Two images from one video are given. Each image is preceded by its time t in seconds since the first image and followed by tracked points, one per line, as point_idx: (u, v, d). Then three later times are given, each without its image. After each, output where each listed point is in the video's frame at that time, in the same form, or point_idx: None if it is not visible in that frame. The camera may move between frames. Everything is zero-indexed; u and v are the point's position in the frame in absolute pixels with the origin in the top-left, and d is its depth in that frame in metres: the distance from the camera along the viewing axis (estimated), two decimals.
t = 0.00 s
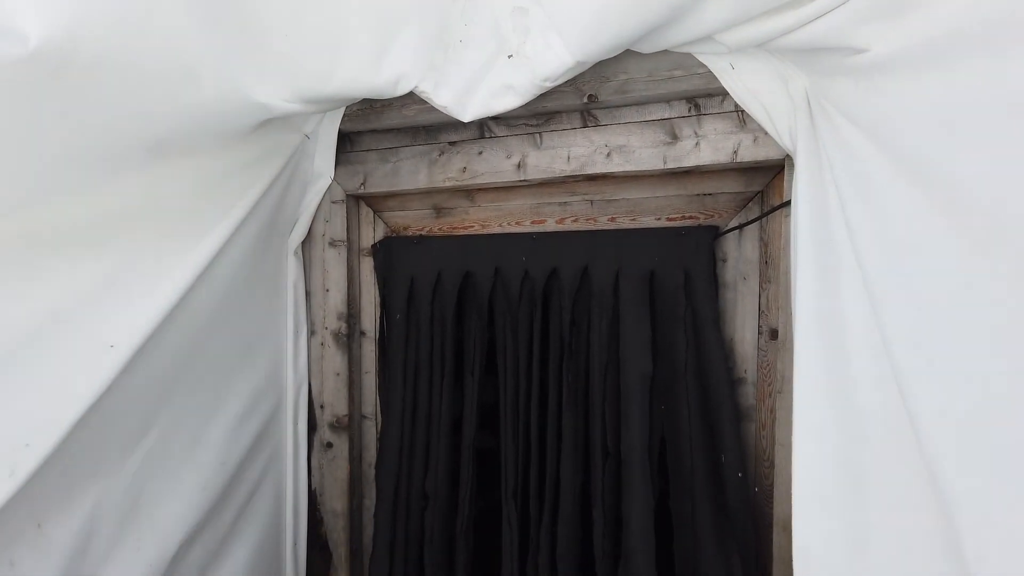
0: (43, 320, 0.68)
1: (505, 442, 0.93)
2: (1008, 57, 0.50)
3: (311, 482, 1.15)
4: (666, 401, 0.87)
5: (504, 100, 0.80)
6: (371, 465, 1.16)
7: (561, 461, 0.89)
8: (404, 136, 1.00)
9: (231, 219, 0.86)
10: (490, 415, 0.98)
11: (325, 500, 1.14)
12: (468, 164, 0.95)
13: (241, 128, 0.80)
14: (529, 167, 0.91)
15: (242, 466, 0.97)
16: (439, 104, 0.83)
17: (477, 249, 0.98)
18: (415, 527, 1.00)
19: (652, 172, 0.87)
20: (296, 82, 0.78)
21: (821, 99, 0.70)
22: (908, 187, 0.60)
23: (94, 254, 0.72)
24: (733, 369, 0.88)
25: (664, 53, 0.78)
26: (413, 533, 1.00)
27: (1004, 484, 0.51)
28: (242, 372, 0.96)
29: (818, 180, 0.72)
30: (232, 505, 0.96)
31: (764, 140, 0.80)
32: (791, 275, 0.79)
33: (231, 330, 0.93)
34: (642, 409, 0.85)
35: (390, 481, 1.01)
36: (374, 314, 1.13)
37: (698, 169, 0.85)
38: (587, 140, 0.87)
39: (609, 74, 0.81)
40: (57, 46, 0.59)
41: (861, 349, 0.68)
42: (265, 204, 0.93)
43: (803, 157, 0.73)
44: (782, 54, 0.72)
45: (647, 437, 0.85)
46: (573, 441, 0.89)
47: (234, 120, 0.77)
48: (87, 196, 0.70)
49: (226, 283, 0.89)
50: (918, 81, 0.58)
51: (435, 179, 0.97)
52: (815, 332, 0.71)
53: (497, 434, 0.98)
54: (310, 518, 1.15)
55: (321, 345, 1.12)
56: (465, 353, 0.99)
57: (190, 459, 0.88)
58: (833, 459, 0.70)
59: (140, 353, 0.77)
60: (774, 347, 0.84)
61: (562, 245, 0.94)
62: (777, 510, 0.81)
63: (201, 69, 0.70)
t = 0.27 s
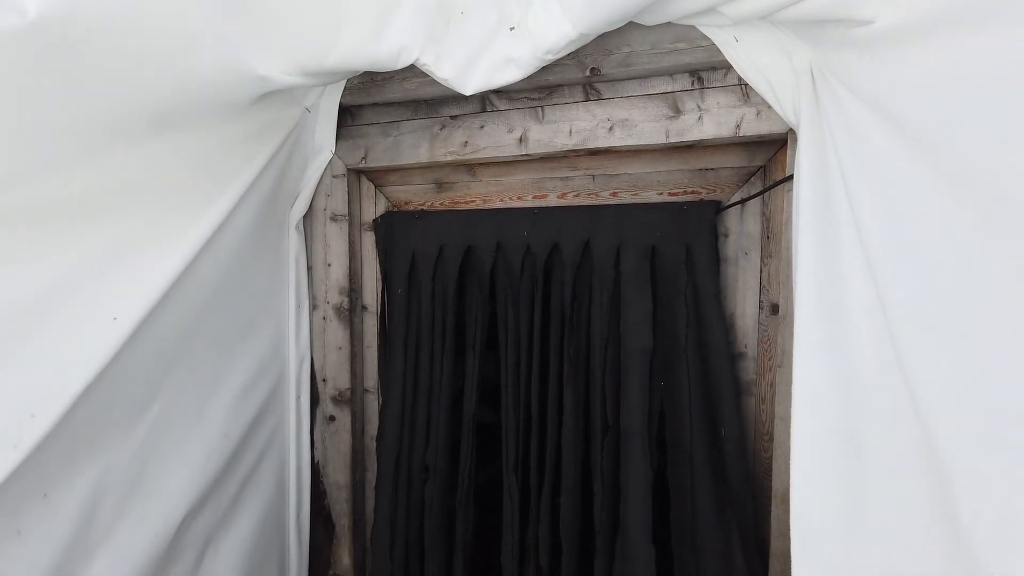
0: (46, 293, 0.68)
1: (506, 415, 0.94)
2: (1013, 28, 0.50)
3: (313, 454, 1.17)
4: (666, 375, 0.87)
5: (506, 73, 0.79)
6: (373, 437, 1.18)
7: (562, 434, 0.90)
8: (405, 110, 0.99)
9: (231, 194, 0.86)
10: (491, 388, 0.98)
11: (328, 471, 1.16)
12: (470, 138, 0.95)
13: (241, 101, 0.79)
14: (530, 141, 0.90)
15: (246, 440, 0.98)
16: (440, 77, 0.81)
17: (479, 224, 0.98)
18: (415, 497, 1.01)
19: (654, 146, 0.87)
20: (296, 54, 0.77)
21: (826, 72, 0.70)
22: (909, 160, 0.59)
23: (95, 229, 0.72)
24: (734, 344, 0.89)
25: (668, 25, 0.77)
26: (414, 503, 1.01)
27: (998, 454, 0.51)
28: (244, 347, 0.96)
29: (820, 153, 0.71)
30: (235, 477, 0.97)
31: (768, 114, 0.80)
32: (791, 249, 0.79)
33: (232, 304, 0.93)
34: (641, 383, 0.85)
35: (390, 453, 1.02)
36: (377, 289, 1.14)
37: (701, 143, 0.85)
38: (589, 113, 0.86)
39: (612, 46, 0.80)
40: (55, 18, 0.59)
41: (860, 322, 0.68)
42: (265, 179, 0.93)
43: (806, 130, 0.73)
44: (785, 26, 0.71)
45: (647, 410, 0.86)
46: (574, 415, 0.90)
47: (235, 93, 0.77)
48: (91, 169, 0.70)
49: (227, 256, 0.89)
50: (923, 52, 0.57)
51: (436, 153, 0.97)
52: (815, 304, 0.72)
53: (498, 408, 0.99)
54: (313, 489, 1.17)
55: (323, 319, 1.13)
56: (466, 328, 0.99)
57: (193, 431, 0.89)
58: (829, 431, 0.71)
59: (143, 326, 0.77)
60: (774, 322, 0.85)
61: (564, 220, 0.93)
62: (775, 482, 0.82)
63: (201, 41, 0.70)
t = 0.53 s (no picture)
0: (48, 266, 0.68)
1: (509, 391, 0.94)
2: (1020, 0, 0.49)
3: (318, 429, 1.18)
4: (669, 351, 0.87)
5: (510, 48, 0.78)
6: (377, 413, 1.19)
7: (565, 410, 0.91)
8: (408, 84, 0.99)
9: (233, 170, 0.86)
10: (494, 364, 0.99)
11: (333, 445, 1.18)
12: (473, 114, 0.94)
13: (241, 76, 0.79)
14: (534, 116, 0.90)
15: (250, 415, 0.98)
16: (444, 51, 0.80)
17: (483, 200, 0.98)
18: (417, 471, 1.02)
19: (659, 121, 0.87)
20: (297, 29, 0.76)
21: (831, 46, 0.69)
22: (914, 131, 0.59)
23: (98, 203, 0.72)
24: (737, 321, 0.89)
25: None
26: (415, 477, 1.03)
27: (997, 424, 0.51)
28: (246, 323, 0.96)
29: (827, 127, 0.71)
30: (239, 452, 0.98)
31: (774, 90, 0.80)
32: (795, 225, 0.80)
33: (235, 280, 0.93)
34: (643, 359, 0.86)
35: (392, 428, 1.02)
36: (380, 265, 1.14)
37: (706, 118, 0.84)
38: (593, 88, 0.86)
39: (617, 20, 0.80)
40: None
41: (864, 295, 0.68)
42: (267, 155, 0.93)
43: (813, 105, 0.72)
44: None
45: (649, 387, 0.86)
46: (577, 391, 0.90)
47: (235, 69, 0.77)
48: (93, 144, 0.70)
49: (230, 232, 0.89)
50: (927, 24, 0.56)
51: (439, 128, 0.97)
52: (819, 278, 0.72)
53: (500, 384, 0.99)
54: (318, 463, 1.18)
55: (327, 295, 1.13)
56: (469, 304, 0.99)
57: (198, 406, 0.89)
58: (832, 404, 0.70)
59: (147, 300, 0.78)
60: (778, 299, 0.85)
61: (568, 196, 0.93)
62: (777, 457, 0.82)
63: (202, 14, 0.69)
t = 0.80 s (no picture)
0: (52, 244, 0.67)
1: (511, 370, 0.94)
2: None
3: (321, 407, 1.19)
4: (671, 330, 0.88)
5: (515, 25, 0.77)
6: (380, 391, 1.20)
7: (567, 388, 0.91)
8: (411, 62, 0.98)
9: (236, 149, 0.85)
10: (496, 343, 0.99)
11: (336, 423, 1.19)
12: (477, 92, 0.94)
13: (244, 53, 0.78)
14: (538, 94, 0.89)
15: (253, 393, 0.99)
16: (447, 28, 0.79)
17: (486, 179, 0.97)
18: (417, 449, 1.03)
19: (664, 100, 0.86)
20: (299, 5, 0.76)
21: (839, 22, 0.68)
22: (922, 107, 0.59)
23: (99, 180, 0.71)
24: (739, 300, 0.90)
25: None
26: (415, 455, 1.03)
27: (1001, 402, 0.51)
28: (249, 302, 0.96)
29: (832, 105, 0.70)
30: (243, 430, 0.98)
31: (781, 67, 0.79)
32: (800, 203, 0.79)
33: (238, 259, 0.93)
34: (645, 337, 0.86)
35: (394, 406, 1.03)
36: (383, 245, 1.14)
37: (712, 97, 0.84)
38: (598, 66, 0.85)
39: None
40: None
41: (868, 273, 0.68)
42: (268, 133, 0.92)
43: (820, 83, 0.71)
44: None
45: (651, 366, 0.86)
46: (579, 370, 0.91)
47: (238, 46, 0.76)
48: (94, 122, 0.69)
49: (232, 212, 0.89)
50: None
51: (443, 107, 0.96)
52: (822, 255, 0.72)
53: (502, 363, 1.00)
54: (321, 441, 1.20)
55: (330, 274, 1.13)
56: (471, 282, 0.99)
57: (202, 383, 0.90)
58: (835, 382, 0.70)
59: (151, 277, 0.78)
60: (781, 279, 0.85)
61: (572, 175, 0.92)
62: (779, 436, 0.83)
63: None
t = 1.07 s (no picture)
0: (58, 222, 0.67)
1: (517, 350, 0.94)
2: None
3: (327, 387, 1.20)
4: (676, 310, 0.88)
5: (521, 2, 0.76)
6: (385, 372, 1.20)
7: (572, 368, 0.91)
8: (416, 41, 0.97)
9: (240, 129, 0.85)
10: (502, 323, 0.99)
11: (342, 403, 1.19)
12: (482, 71, 0.93)
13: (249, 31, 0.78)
14: (544, 73, 0.89)
15: (259, 373, 0.99)
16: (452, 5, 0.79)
17: (491, 159, 0.97)
18: (421, 429, 1.03)
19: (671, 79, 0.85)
20: None
21: None
22: (933, 83, 0.58)
23: (104, 159, 0.71)
24: (746, 281, 0.89)
25: None
26: (418, 435, 1.03)
27: (1010, 380, 0.51)
28: (254, 282, 0.97)
29: (841, 82, 0.69)
30: (248, 411, 0.99)
31: (790, 46, 0.78)
32: (807, 183, 0.79)
33: (243, 238, 0.93)
34: (650, 318, 0.86)
35: (398, 386, 1.03)
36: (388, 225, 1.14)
37: (719, 76, 0.83)
38: (605, 44, 0.85)
39: None
40: None
41: (875, 250, 0.67)
42: (272, 113, 0.92)
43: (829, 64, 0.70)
44: None
45: (656, 347, 0.87)
46: (584, 350, 0.91)
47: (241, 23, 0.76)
48: (97, 99, 0.69)
49: (237, 191, 0.89)
50: None
51: (448, 86, 0.96)
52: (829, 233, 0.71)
53: (507, 343, 1.00)
54: (327, 420, 1.20)
55: (335, 254, 1.14)
56: (476, 262, 0.99)
57: (208, 362, 0.90)
58: (841, 360, 0.70)
59: (157, 256, 0.78)
60: (788, 260, 0.85)
61: (577, 155, 0.92)
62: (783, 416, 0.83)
63: None
